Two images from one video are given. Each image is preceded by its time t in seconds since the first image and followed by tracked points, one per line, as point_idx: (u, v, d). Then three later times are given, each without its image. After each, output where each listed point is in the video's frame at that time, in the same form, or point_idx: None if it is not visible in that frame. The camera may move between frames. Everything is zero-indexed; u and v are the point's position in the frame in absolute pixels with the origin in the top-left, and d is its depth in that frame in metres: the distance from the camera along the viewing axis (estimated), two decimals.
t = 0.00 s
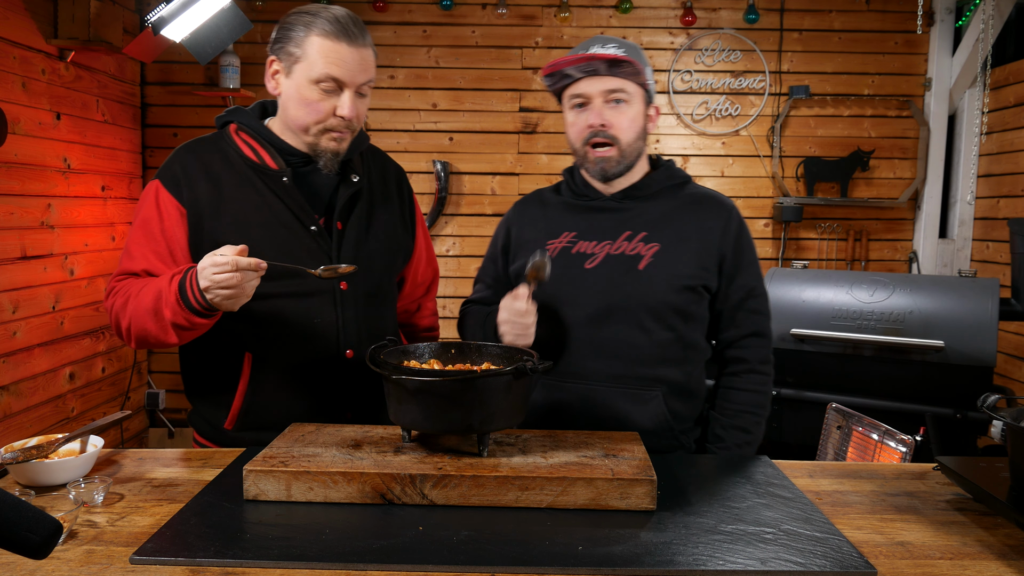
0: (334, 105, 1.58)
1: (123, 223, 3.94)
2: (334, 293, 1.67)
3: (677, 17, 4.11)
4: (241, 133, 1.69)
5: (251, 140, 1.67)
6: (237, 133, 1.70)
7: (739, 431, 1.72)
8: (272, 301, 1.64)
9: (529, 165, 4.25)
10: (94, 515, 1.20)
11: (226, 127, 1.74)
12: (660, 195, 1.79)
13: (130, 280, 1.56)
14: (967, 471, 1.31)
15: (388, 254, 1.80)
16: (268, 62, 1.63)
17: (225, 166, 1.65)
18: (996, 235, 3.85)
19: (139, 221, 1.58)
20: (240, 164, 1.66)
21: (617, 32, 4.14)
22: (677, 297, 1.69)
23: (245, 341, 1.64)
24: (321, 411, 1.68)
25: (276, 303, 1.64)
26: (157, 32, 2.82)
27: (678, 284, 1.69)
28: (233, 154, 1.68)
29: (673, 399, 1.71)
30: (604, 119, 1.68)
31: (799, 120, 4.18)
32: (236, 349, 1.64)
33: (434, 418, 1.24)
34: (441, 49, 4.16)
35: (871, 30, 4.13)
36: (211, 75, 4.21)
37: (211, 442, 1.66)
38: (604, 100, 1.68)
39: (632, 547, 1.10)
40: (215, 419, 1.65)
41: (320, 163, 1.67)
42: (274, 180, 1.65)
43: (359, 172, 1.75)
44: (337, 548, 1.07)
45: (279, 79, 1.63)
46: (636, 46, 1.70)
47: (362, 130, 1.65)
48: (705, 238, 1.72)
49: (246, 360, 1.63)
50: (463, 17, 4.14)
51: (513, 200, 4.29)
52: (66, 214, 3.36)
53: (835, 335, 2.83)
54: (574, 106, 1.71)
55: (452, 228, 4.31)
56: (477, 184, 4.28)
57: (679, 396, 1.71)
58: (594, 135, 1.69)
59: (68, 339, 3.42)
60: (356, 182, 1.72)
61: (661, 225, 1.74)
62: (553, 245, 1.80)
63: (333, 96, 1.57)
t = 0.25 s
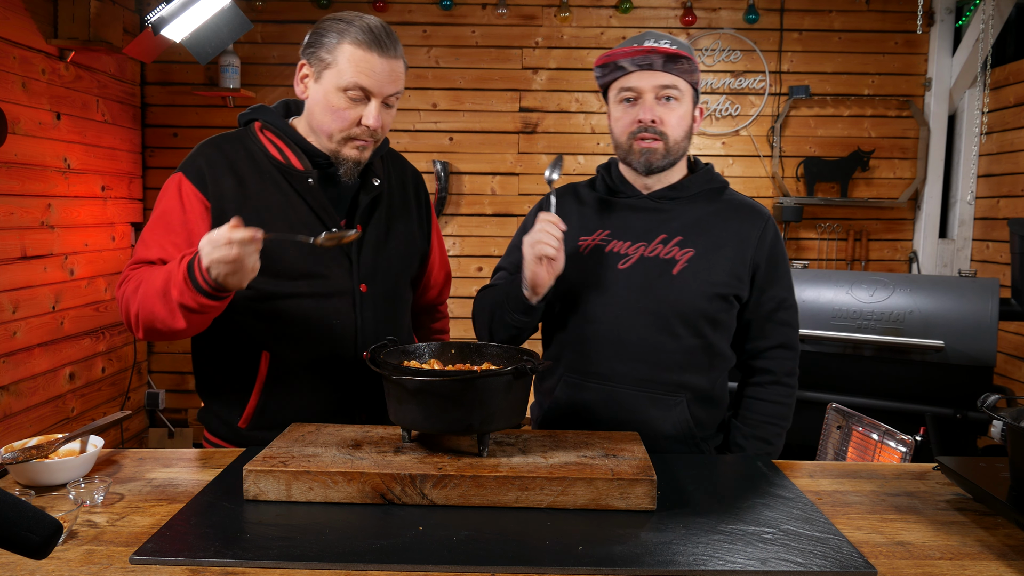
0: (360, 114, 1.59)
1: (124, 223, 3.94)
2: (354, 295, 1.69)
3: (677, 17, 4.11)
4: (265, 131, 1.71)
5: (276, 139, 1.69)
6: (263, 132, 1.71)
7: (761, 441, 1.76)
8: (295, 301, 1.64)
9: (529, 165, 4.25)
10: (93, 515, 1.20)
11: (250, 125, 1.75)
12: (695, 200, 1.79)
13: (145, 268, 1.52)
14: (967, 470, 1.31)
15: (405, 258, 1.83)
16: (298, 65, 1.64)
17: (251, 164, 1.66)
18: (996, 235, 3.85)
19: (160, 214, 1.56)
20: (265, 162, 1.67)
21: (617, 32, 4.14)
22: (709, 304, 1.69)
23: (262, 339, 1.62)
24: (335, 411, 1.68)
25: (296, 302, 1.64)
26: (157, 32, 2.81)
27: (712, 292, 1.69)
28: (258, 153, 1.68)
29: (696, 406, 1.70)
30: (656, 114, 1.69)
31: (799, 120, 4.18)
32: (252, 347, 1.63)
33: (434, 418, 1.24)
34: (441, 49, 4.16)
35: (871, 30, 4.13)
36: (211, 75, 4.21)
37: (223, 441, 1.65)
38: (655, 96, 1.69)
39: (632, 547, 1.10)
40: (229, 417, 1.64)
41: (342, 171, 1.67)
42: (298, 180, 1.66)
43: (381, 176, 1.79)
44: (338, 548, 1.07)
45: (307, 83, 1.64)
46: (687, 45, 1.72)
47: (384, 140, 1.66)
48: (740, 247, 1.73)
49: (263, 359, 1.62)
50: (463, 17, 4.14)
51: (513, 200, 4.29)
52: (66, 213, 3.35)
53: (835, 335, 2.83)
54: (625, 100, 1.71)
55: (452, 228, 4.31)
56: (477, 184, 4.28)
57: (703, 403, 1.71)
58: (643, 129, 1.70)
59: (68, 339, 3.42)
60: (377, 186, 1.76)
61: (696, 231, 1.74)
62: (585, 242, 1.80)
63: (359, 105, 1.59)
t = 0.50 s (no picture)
0: (372, 115, 1.59)
1: (124, 223, 3.94)
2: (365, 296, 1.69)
3: (677, 16, 4.11)
4: (281, 130, 1.71)
5: (291, 139, 1.69)
6: (277, 130, 1.71)
7: (765, 440, 1.76)
8: (309, 301, 1.63)
9: (529, 165, 4.25)
10: (94, 515, 1.20)
11: (262, 123, 1.75)
12: (699, 202, 1.81)
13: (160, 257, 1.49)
14: (967, 470, 1.31)
15: (417, 258, 1.85)
16: (313, 63, 1.64)
17: (266, 162, 1.66)
18: (996, 235, 3.85)
19: (175, 205, 1.53)
20: (280, 161, 1.68)
21: (617, 32, 4.14)
22: (715, 304, 1.69)
23: (273, 338, 1.61)
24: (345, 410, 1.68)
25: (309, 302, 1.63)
26: (157, 32, 2.80)
27: (718, 292, 1.70)
28: (272, 150, 1.69)
29: (701, 407, 1.69)
30: (665, 117, 1.70)
31: (799, 120, 4.18)
32: (264, 347, 1.61)
33: (435, 418, 1.24)
34: (441, 49, 4.17)
35: (871, 30, 4.13)
36: (211, 75, 4.21)
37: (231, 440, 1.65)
38: (664, 98, 1.70)
39: (632, 547, 1.10)
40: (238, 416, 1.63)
41: (351, 172, 1.69)
42: (314, 180, 1.67)
43: (392, 177, 1.80)
44: (338, 548, 1.07)
45: (322, 81, 1.64)
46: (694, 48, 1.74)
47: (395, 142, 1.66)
48: (745, 248, 1.74)
49: (273, 358, 1.61)
50: (463, 17, 4.14)
51: (513, 200, 4.29)
52: (66, 214, 3.35)
53: (835, 335, 2.83)
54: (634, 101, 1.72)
55: (452, 228, 4.31)
56: (477, 184, 4.28)
57: (707, 404, 1.69)
58: (652, 131, 1.71)
59: (69, 339, 3.42)
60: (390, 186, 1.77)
61: (701, 232, 1.76)
62: (591, 243, 1.81)
63: (371, 106, 1.59)
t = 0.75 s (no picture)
0: (380, 115, 1.59)
1: (124, 223, 3.94)
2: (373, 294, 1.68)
3: (677, 17, 4.11)
4: (287, 127, 1.69)
5: (299, 136, 1.67)
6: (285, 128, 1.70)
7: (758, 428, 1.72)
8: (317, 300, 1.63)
9: (529, 165, 4.25)
10: (93, 515, 1.20)
11: (271, 121, 1.73)
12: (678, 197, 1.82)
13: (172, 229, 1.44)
14: (967, 470, 1.31)
15: (423, 258, 1.85)
16: (321, 64, 1.65)
17: (274, 158, 1.65)
18: (996, 235, 3.85)
19: (192, 185, 1.51)
20: (287, 158, 1.66)
21: (617, 32, 4.14)
22: (698, 297, 1.70)
23: (277, 337, 1.60)
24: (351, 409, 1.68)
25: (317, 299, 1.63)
26: (157, 32, 2.80)
27: (700, 286, 1.70)
28: (280, 148, 1.66)
29: (687, 401, 1.69)
30: (641, 110, 1.72)
31: (799, 120, 4.18)
32: (268, 345, 1.61)
33: (435, 418, 1.24)
34: (441, 49, 4.17)
35: (870, 30, 4.13)
36: (211, 75, 4.21)
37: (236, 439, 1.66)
38: (640, 92, 1.73)
39: (633, 547, 1.10)
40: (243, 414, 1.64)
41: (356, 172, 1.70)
42: (321, 179, 1.65)
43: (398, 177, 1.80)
44: (338, 548, 1.07)
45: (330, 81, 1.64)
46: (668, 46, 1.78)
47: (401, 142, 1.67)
48: (725, 241, 1.75)
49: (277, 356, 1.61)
50: (463, 17, 4.14)
51: (513, 200, 4.29)
52: (66, 214, 3.35)
53: (835, 335, 2.83)
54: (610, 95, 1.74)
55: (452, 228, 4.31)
56: (477, 184, 4.28)
57: (693, 398, 1.69)
58: (628, 124, 1.72)
59: (69, 339, 3.42)
60: (395, 186, 1.77)
61: (683, 228, 1.76)
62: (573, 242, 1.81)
63: (380, 105, 1.59)
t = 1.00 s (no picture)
0: (381, 116, 1.59)
1: (123, 223, 3.94)
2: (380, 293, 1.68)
3: (677, 17, 4.11)
4: (295, 127, 1.69)
5: (308, 137, 1.67)
6: (291, 127, 1.69)
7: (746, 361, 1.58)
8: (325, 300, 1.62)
9: (529, 165, 4.25)
10: (93, 515, 1.20)
11: (275, 121, 1.72)
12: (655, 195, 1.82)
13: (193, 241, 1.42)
14: (967, 471, 1.31)
15: (427, 258, 1.85)
16: (334, 59, 1.66)
17: (284, 159, 1.65)
18: (996, 235, 3.86)
19: (209, 191, 1.50)
20: (297, 160, 1.66)
21: (617, 32, 4.14)
22: (677, 289, 1.69)
23: (285, 336, 1.61)
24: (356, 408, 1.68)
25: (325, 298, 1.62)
26: (157, 32, 2.80)
27: (679, 278, 1.70)
28: (288, 148, 1.66)
29: (675, 394, 1.68)
30: (629, 114, 1.74)
31: (799, 120, 4.18)
32: (275, 345, 1.61)
33: (434, 418, 1.24)
34: (441, 49, 4.17)
35: (870, 30, 4.13)
36: (211, 75, 4.21)
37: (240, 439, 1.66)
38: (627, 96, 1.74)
39: (633, 547, 1.10)
40: (248, 413, 1.64)
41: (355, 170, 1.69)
42: (332, 180, 1.64)
43: (402, 177, 1.80)
44: (338, 548, 1.07)
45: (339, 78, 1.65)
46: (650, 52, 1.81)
47: (400, 145, 1.66)
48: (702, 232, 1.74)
49: (284, 356, 1.60)
50: (463, 17, 4.14)
51: (513, 200, 4.29)
52: (66, 214, 3.35)
53: (835, 335, 2.84)
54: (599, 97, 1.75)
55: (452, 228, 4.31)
56: (477, 184, 4.28)
57: (681, 391, 1.69)
58: (616, 127, 1.73)
59: (69, 339, 3.42)
60: (399, 187, 1.77)
61: (661, 223, 1.76)
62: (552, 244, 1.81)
63: (382, 106, 1.59)
